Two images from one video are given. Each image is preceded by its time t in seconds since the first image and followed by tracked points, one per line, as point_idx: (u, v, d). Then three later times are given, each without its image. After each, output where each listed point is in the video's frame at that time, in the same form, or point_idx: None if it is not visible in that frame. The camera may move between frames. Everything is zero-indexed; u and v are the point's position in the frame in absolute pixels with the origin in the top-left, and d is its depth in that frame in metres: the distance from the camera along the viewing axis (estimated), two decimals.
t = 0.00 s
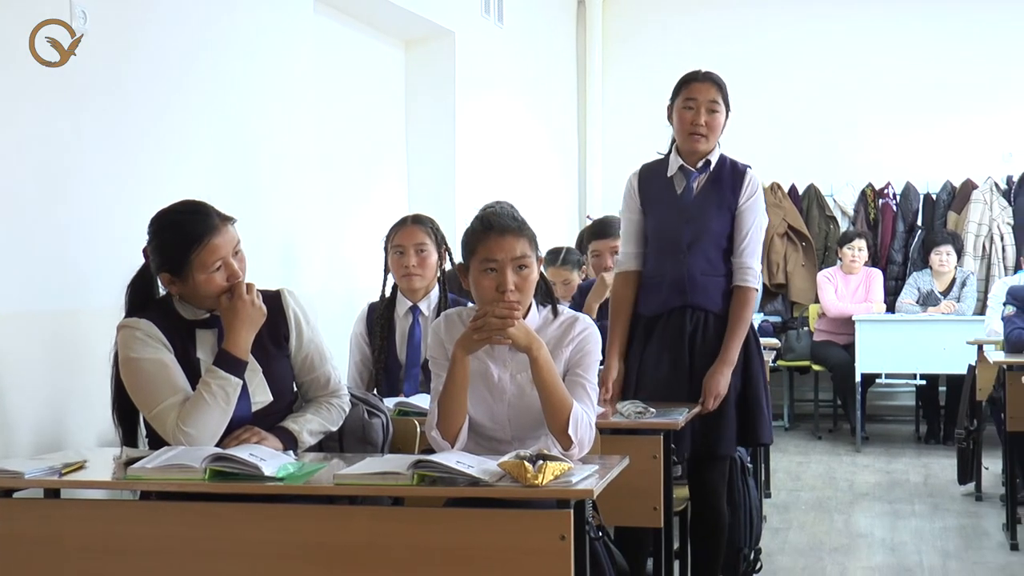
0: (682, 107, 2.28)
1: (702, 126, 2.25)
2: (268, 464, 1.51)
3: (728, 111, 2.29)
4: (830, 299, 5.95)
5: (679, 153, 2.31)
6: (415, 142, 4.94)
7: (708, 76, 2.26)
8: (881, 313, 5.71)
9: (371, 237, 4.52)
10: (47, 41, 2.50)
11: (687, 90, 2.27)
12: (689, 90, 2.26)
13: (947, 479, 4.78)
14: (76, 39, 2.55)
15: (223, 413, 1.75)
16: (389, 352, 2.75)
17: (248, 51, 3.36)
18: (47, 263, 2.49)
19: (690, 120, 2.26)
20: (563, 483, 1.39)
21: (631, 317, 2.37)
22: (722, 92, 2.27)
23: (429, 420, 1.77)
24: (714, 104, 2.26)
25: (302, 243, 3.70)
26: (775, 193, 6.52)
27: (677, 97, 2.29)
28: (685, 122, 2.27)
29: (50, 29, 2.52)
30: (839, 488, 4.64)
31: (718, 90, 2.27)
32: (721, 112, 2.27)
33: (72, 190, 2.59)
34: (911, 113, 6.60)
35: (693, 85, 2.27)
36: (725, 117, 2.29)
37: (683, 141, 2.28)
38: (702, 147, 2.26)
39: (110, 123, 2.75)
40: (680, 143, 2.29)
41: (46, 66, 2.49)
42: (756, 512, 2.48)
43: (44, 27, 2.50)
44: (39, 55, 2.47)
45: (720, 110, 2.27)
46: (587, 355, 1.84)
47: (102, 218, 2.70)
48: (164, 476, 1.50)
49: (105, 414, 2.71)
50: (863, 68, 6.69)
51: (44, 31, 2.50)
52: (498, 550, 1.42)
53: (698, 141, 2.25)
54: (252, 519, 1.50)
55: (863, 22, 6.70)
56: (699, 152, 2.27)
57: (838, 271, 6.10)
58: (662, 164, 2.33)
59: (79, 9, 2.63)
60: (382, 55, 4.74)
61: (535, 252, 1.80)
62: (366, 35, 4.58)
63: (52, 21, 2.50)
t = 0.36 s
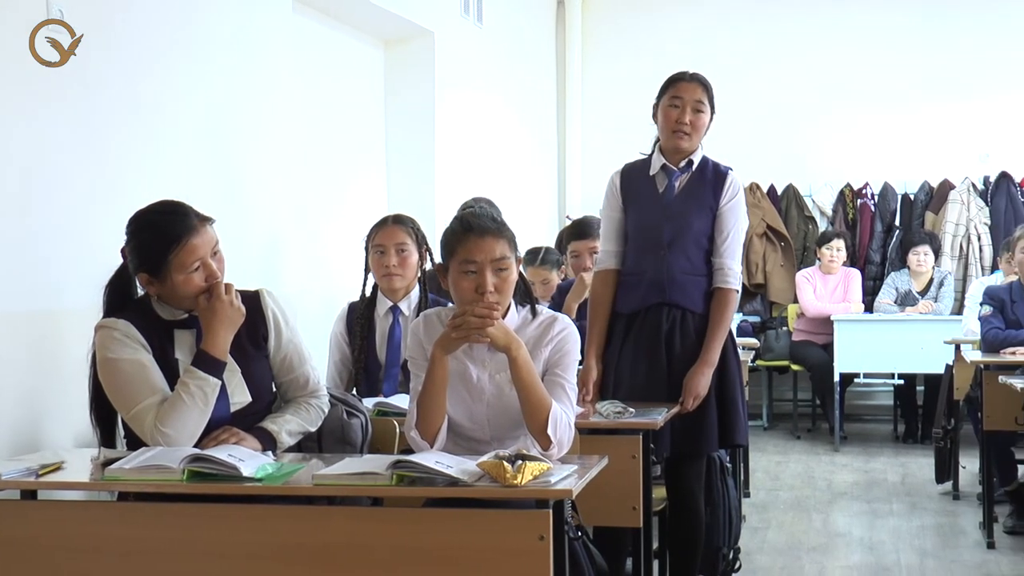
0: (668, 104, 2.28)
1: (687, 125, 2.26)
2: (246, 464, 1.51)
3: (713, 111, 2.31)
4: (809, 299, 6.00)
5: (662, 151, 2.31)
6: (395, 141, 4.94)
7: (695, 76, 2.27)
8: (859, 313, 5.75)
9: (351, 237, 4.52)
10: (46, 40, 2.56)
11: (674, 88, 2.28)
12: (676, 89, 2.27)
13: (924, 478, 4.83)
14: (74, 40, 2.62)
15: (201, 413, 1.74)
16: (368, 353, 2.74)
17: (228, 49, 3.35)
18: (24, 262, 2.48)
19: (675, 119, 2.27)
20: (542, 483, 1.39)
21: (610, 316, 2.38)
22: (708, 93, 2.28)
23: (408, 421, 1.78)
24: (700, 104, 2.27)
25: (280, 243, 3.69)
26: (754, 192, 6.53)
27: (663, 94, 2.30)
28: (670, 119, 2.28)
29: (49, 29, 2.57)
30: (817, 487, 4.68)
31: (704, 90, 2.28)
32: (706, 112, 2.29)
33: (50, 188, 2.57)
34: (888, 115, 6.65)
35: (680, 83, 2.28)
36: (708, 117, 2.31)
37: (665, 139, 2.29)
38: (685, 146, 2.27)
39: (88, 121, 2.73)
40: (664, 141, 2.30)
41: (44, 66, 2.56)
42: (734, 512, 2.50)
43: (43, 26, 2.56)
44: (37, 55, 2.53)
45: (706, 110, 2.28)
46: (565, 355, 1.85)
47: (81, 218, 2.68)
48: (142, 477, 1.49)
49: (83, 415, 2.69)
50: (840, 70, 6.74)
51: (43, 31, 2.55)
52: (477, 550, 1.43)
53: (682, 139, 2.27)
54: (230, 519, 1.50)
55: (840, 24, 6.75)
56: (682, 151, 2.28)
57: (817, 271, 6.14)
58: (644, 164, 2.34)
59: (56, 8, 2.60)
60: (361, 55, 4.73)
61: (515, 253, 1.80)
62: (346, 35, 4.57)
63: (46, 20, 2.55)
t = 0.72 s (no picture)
0: (637, 104, 2.30)
1: (657, 124, 2.28)
2: (222, 465, 1.50)
3: (681, 111, 2.33)
4: (784, 299, 6.04)
5: (633, 151, 2.33)
6: (371, 141, 4.93)
7: (664, 76, 2.29)
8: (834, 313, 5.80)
9: (327, 237, 4.51)
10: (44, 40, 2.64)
11: (643, 87, 2.30)
12: (645, 88, 2.29)
13: (898, 477, 4.87)
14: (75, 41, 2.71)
15: (176, 414, 1.73)
16: (344, 352, 2.73)
17: (204, 50, 3.34)
18: None
19: (645, 118, 2.29)
20: (517, 483, 1.40)
21: (584, 317, 2.39)
22: (676, 92, 2.31)
23: (384, 421, 1.78)
24: (669, 103, 2.29)
25: (255, 243, 3.67)
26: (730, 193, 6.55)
27: (632, 93, 2.31)
28: (640, 118, 2.29)
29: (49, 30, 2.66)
30: (793, 487, 4.71)
31: (673, 90, 2.30)
32: (674, 113, 2.31)
33: (24, 187, 2.56)
34: (863, 117, 6.71)
35: (649, 83, 2.30)
36: (677, 119, 2.33)
37: (636, 139, 2.31)
38: (655, 145, 2.29)
39: (65, 120, 2.72)
40: (634, 140, 2.31)
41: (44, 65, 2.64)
42: (710, 512, 2.51)
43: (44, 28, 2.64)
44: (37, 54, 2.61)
45: (674, 109, 2.30)
46: (541, 355, 1.86)
47: (54, 218, 2.66)
48: (117, 478, 1.48)
49: (57, 416, 2.67)
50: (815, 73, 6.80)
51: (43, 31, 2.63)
52: (453, 550, 1.43)
53: (652, 138, 2.28)
54: (206, 521, 1.49)
55: (814, 27, 6.80)
56: (652, 149, 2.29)
57: (792, 271, 6.19)
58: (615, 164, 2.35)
59: (29, 7, 2.58)
60: (337, 54, 4.72)
61: (491, 253, 1.81)
62: (322, 35, 4.56)
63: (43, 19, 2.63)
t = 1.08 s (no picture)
0: (605, 107, 2.31)
1: (626, 126, 2.29)
2: (196, 466, 1.50)
3: (651, 111, 2.33)
4: (759, 299, 6.08)
5: (605, 154, 2.34)
6: (346, 141, 4.92)
7: (631, 76, 2.29)
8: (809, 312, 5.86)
9: (303, 237, 4.49)
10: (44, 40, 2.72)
11: (611, 90, 2.30)
12: (613, 90, 2.29)
13: (873, 476, 4.92)
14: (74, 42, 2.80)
15: (150, 415, 1.73)
16: (319, 352, 2.73)
17: (178, 49, 3.32)
18: None
19: (614, 120, 2.30)
20: (492, 483, 1.40)
21: (560, 319, 2.40)
22: (645, 92, 2.31)
23: (359, 421, 1.77)
24: (637, 103, 2.30)
25: (231, 246, 3.67)
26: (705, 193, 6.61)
27: (601, 96, 2.32)
28: (609, 122, 2.30)
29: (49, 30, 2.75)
30: (768, 486, 4.75)
31: (642, 90, 2.30)
32: (644, 113, 2.32)
33: None
34: (837, 119, 6.77)
35: (617, 85, 2.30)
36: (647, 118, 2.34)
37: (606, 142, 2.32)
38: (626, 147, 2.30)
39: (38, 119, 2.71)
40: (605, 143, 2.32)
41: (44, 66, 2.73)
42: (685, 512, 2.53)
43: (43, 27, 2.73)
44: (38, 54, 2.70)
45: (643, 110, 2.31)
46: (517, 355, 1.86)
47: (26, 218, 2.64)
48: (89, 479, 1.47)
49: (30, 416, 2.65)
50: (789, 75, 6.85)
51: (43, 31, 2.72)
52: (428, 551, 1.43)
53: (622, 141, 2.29)
54: (180, 522, 1.48)
55: (788, 29, 6.85)
56: (624, 152, 2.31)
57: (767, 271, 6.23)
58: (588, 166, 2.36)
59: None
60: (312, 54, 4.70)
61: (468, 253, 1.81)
62: (297, 35, 4.55)
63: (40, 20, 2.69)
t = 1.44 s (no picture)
0: (571, 107, 2.32)
1: (590, 126, 2.30)
2: (164, 467, 1.49)
3: (617, 111, 2.35)
4: (729, 299, 6.13)
5: (571, 153, 2.35)
6: (316, 140, 4.90)
7: (596, 77, 2.30)
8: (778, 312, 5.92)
9: (273, 236, 4.47)
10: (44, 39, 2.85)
11: (576, 91, 2.32)
12: (578, 91, 2.31)
13: (841, 475, 4.97)
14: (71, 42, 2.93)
15: (117, 416, 1.72)
16: (288, 352, 2.71)
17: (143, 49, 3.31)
18: None
19: (579, 120, 2.31)
20: (461, 483, 1.41)
21: (529, 319, 2.41)
22: (610, 92, 2.32)
23: (328, 422, 1.77)
24: (601, 104, 2.31)
25: (200, 247, 3.65)
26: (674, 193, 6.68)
27: (567, 97, 2.34)
28: (574, 122, 2.32)
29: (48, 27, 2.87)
30: (737, 485, 4.78)
31: (607, 91, 2.31)
32: (609, 114, 2.33)
33: None
34: (805, 121, 6.84)
35: (582, 86, 2.32)
36: (612, 119, 2.35)
37: (572, 142, 2.33)
38: (591, 147, 2.31)
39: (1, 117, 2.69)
40: (571, 143, 2.34)
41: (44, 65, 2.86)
42: (653, 511, 2.55)
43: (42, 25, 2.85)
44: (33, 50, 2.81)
45: (608, 111, 2.32)
46: (487, 355, 1.87)
47: None
48: (55, 480, 1.46)
49: None
50: (757, 77, 6.91)
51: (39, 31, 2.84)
52: (397, 550, 1.44)
53: (587, 141, 2.30)
54: (147, 523, 1.48)
55: (756, 33, 6.91)
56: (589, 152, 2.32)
57: (736, 271, 6.29)
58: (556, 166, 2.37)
59: None
60: (282, 53, 4.68)
61: (437, 253, 1.81)
62: (266, 34, 4.52)
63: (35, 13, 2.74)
